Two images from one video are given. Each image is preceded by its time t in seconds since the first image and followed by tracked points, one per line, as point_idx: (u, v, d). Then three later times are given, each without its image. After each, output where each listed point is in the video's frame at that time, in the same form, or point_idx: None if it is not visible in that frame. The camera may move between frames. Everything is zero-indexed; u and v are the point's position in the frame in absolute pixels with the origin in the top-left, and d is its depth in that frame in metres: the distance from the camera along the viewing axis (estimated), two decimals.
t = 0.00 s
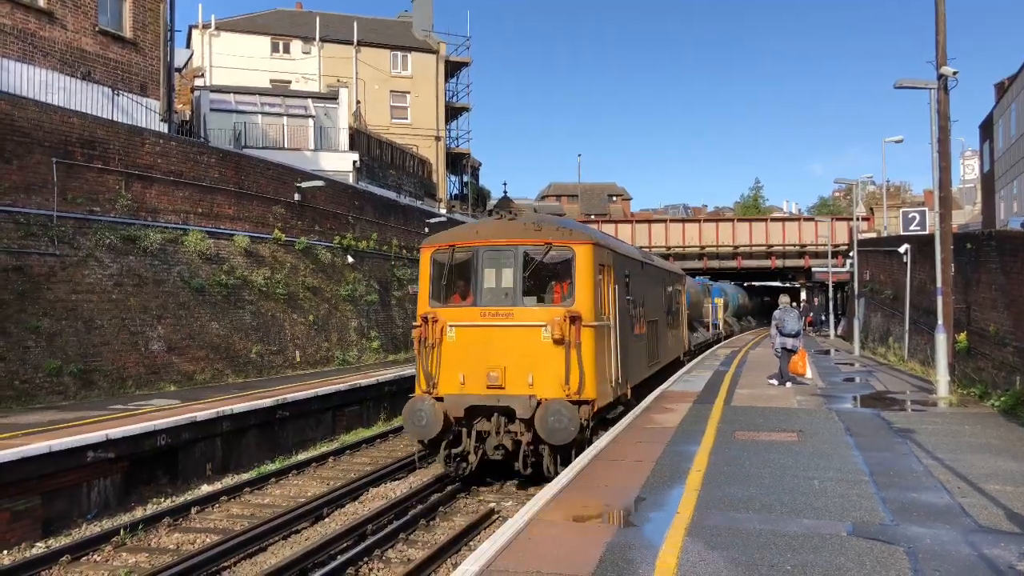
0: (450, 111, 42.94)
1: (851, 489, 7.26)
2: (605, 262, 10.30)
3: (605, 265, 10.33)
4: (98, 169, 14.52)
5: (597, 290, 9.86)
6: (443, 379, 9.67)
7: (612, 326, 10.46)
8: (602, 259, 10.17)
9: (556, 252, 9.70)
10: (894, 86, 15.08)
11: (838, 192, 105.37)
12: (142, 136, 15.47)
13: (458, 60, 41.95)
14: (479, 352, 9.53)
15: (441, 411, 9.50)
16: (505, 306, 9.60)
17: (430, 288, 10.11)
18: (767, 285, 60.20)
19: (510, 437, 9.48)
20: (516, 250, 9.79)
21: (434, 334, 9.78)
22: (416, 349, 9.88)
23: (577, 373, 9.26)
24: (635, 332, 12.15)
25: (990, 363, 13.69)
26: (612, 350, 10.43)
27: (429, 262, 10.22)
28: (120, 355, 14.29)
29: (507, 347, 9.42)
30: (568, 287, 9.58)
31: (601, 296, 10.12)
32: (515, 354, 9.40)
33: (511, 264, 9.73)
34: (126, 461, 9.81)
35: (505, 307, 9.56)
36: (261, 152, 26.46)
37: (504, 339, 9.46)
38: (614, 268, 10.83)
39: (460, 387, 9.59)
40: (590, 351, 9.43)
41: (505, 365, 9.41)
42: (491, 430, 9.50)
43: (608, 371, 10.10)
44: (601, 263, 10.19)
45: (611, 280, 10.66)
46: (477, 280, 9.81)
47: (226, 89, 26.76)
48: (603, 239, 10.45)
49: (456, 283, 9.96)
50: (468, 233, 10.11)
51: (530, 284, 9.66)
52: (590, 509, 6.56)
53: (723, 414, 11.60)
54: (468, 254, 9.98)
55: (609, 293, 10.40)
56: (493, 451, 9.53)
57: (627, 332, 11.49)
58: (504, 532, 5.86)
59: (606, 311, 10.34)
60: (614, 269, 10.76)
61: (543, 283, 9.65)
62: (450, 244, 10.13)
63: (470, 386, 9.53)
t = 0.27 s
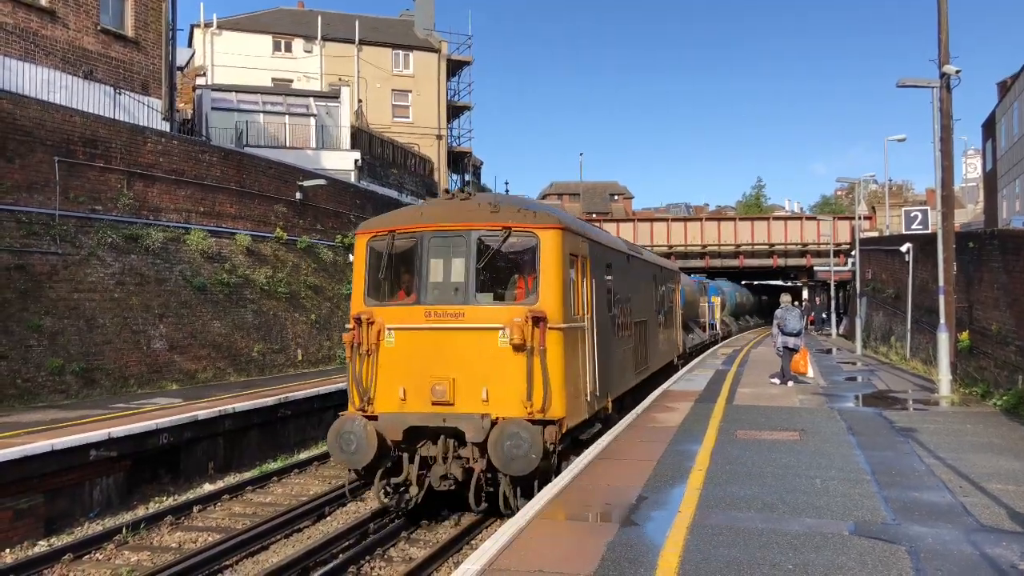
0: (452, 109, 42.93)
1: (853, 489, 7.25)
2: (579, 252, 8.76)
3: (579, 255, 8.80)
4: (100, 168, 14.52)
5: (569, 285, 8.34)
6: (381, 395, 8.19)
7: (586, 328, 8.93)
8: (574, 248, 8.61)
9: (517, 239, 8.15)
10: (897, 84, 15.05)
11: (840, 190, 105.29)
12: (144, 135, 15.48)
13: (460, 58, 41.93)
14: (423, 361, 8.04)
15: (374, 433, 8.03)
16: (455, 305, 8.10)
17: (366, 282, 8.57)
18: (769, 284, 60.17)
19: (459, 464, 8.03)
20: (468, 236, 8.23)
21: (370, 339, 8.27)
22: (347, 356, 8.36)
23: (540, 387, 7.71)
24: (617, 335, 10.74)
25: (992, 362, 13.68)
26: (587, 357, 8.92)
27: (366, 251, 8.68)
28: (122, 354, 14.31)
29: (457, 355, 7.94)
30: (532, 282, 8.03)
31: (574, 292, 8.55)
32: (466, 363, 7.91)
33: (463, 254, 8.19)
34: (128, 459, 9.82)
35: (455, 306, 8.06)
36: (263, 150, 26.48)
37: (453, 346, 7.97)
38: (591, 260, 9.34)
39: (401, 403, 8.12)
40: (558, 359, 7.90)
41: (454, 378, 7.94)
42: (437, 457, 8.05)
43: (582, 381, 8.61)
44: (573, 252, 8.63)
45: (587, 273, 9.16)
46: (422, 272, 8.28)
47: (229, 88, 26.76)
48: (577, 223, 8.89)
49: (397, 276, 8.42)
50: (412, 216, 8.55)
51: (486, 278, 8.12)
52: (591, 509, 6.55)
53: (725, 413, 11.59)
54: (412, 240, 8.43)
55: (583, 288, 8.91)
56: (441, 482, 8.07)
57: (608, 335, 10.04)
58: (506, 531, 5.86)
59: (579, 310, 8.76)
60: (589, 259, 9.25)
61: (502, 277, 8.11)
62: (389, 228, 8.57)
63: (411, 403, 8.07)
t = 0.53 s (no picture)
0: (453, 109, 42.93)
1: (854, 489, 7.25)
2: (538, 239, 7.17)
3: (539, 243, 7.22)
4: (102, 168, 14.52)
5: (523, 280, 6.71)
6: (280, 420, 6.53)
7: (548, 332, 7.33)
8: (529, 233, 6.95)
9: (455, 222, 6.51)
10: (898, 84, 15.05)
11: (841, 190, 105.25)
12: (145, 134, 15.47)
13: (461, 58, 41.92)
14: (333, 378, 6.39)
15: (265, 469, 6.43)
16: (373, 305, 6.43)
17: (265, 276, 6.90)
18: (770, 284, 60.16)
19: (379, 509, 6.33)
20: (391, 217, 6.53)
21: (266, 348, 6.58)
22: (236, 370, 6.62)
23: (479, 410, 6.11)
24: (593, 342, 9.29)
25: (993, 361, 13.67)
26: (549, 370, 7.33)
27: (265, 235, 6.99)
28: (123, 354, 14.33)
29: (376, 371, 6.29)
30: (475, 277, 6.41)
31: (529, 289, 6.91)
32: (387, 381, 6.27)
33: (386, 241, 6.53)
34: (130, 459, 9.83)
35: (373, 308, 6.40)
36: (265, 150, 26.50)
37: (369, 358, 6.33)
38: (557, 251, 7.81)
39: (305, 431, 6.46)
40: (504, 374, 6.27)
41: (371, 399, 6.29)
42: (350, 503, 6.35)
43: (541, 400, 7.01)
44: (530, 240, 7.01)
45: (551, 266, 7.60)
46: (334, 262, 6.62)
47: (230, 88, 26.76)
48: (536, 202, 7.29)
49: (305, 268, 6.78)
50: (323, 192, 6.83)
51: (414, 272, 6.47)
52: (593, 508, 6.55)
53: (726, 413, 11.58)
54: (321, 221, 6.73)
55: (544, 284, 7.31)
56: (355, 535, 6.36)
57: (579, 342, 8.59)
58: (507, 531, 5.87)
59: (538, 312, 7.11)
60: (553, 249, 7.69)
61: (436, 270, 6.47)
62: (293, 207, 6.87)
63: (317, 431, 6.42)
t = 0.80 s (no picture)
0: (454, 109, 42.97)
1: (855, 489, 7.25)
2: (465, 218, 5.56)
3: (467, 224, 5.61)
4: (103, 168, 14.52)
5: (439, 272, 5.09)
6: (106, 464, 4.89)
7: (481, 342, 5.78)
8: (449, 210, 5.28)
9: (344, 193, 4.86)
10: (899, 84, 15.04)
11: (842, 190, 105.29)
12: (146, 135, 15.48)
13: (462, 58, 41.96)
14: (172, 409, 4.76)
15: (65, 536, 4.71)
16: (229, 309, 4.77)
17: (96, 266, 5.29)
18: (771, 284, 60.16)
19: None
20: (255, 185, 4.87)
21: (86, 366, 4.93)
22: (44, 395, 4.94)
23: (369, 460, 4.51)
24: (552, 354, 7.78)
25: (994, 362, 13.68)
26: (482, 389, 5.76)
27: (94, 211, 5.36)
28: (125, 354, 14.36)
29: (230, 401, 4.67)
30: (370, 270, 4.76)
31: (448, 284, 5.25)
32: (246, 414, 4.65)
33: (248, 218, 4.88)
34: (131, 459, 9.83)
35: (228, 312, 4.75)
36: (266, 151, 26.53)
37: (220, 384, 4.69)
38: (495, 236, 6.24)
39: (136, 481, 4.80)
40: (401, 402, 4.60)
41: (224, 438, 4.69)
42: None
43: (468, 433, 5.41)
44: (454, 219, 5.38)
45: (486, 256, 6.01)
46: (179, 251, 5.01)
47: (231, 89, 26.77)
48: (465, 169, 5.68)
49: (147, 255, 5.15)
50: (170, 151, 5.17)
51: (288, 263, 4.86)
52: (593, 509, 6.56)
53: (728, 413, 11.59)
54: (163, 190, 5.09)
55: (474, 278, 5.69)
56: None
57: (532, 352, 7.13)
58: (508, 531, 5.87)
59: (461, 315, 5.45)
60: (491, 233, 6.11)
61: (316, 263, 4.86)
62: (131, 173, 5.24)
63: (150, 481, 4.77)
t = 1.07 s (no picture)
0: (455, 109, 43.00)
1: (856, 489, 7.25)
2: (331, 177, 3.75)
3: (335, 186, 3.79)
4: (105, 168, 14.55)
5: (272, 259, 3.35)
6: None
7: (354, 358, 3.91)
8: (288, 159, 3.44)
9: (88, 125, 3.00)
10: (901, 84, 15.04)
11: (844, 190, 105.23)
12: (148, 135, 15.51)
13: (464, 58, 41.99)
14: None
15: None
16: None
17: None
18: (773, 284, 60.16)
19: None
20: None
21: None
22: None
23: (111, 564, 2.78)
24: (493, 370, 6.13)
25: (996, 362, 13.67)
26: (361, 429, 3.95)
27: None
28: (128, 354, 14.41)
29: None
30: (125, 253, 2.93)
31: (279, 274, 3.39)
32: None
33: None
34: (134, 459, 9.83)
35: None
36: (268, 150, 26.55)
37: None
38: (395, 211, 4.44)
39: None
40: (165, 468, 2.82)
41: None
42: None
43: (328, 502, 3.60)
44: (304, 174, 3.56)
45: (377, 238, 4.24)
46: None
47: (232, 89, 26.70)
48: (340, 107, 3.91)
49: None
50: None
51: None
52: (594, 509, 6.56)
53: (729, 413, 11.60)
54: None
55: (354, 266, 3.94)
56: None
57: (456, 370, 5.31)
58: (510, 531, 5.88)
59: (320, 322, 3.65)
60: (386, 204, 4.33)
61: (47, 237, 3.03)
62: None
63: None
